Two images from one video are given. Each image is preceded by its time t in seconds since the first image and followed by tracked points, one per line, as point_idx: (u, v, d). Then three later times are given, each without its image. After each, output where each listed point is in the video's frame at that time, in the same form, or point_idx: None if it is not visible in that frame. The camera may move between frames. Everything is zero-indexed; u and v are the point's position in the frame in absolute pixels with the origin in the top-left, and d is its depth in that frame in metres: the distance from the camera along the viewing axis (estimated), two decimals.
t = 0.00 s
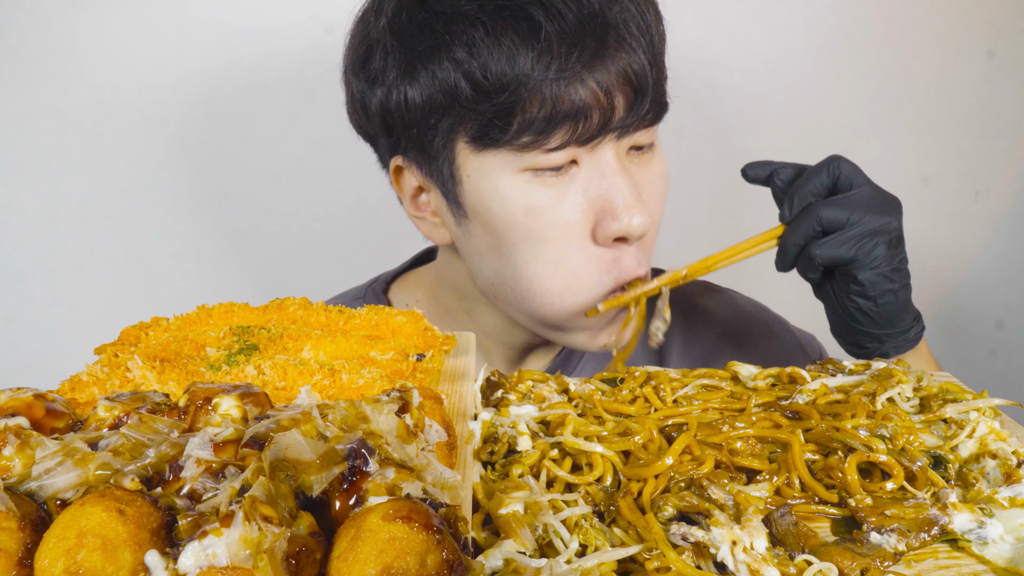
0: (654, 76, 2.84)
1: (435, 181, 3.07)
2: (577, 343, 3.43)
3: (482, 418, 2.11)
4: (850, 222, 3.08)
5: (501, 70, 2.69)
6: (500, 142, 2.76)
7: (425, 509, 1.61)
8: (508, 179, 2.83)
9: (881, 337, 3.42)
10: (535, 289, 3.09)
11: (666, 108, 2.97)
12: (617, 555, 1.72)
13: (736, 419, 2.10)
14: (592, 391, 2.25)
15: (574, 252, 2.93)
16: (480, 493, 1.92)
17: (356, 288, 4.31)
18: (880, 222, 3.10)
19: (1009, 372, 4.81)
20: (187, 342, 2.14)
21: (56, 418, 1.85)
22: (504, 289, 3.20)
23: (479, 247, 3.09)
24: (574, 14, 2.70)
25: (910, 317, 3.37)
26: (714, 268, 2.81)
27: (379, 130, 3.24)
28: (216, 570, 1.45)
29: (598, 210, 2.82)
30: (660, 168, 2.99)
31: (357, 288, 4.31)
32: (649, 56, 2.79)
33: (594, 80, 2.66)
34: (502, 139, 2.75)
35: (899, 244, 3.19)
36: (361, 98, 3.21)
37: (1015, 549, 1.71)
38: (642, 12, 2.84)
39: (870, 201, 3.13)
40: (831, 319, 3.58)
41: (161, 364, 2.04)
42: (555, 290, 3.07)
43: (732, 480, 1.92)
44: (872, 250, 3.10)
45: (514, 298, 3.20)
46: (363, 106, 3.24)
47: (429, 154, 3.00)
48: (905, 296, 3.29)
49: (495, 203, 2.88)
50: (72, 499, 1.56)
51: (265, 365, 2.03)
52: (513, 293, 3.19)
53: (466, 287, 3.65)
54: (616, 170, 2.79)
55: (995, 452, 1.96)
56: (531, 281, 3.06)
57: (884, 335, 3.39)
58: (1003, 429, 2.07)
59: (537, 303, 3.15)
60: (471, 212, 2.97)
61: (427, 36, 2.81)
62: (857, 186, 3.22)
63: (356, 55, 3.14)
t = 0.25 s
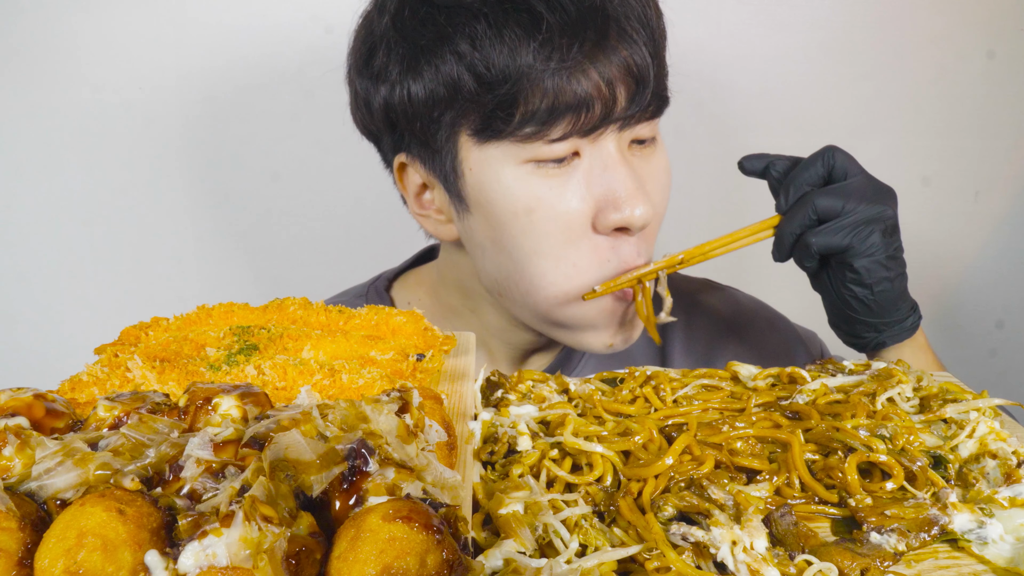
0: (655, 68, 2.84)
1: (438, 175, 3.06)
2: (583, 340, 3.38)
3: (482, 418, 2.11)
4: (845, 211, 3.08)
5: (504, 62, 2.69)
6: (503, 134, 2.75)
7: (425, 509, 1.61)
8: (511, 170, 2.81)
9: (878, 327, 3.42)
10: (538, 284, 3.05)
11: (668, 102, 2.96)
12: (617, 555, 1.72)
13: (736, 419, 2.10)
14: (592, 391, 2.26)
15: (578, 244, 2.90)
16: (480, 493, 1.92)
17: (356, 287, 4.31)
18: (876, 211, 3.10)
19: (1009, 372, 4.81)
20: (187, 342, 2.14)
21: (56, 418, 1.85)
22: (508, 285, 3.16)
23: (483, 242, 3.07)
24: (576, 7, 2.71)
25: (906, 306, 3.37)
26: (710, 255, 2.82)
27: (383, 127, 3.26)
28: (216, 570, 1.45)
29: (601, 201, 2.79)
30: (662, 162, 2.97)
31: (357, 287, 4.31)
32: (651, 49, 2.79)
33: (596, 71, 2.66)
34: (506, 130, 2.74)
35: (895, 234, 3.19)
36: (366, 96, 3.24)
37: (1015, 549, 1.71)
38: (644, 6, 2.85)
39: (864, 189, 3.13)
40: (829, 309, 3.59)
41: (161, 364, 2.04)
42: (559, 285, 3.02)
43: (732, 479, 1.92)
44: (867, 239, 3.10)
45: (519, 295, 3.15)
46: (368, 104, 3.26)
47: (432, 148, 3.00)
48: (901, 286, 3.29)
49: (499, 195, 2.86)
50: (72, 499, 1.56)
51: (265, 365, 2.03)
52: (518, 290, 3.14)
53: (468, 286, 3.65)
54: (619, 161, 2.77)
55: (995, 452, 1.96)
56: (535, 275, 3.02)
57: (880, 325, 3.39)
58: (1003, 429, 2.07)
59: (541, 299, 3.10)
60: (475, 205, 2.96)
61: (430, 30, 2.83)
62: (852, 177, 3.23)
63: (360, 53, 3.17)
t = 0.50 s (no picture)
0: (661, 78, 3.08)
1: (463, 170, 3.33)
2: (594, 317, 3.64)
3: (502, 395, 2.36)
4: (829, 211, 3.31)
5: (524, 69, 2.93)
6: (522, 132, 3.01)
7: (452, 477, 1.58)
8: (527, 164, 3.06)
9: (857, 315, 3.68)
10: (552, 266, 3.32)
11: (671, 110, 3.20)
12: (622, 517, 1.92)
13: (729, 396, 2.35)
14: (600, 371, 2.51)
15: (588, 233, 3.15)
16: (501, 463, 2.15)
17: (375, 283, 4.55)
18: (857, 210, 3.33)
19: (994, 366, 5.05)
20: (239, 328, 2.39)
21: (124, 395, 1.97)
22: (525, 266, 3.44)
23: (502, 229, 3.33)
24: (591, 20, 2.95)
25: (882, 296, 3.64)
26: (708, 249, 3.04)
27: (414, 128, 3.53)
28: (266, 532, 1.48)
29: (609, 194, 3.04)
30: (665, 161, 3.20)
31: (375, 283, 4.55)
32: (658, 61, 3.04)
33: (607, 79, 2.90)
34: (524, 129, 2.99)
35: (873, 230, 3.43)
36: (400, 101, 3.51)
37: (977, 512, 1.91)
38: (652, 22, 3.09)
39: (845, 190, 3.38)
40: (812, 298, 3.85)
41: (216, 347, 2.28)
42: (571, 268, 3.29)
43: (724, 450, 2.15)
44: (848, 236, 3.34)
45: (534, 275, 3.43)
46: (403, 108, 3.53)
47: (458, 147, 3.26)
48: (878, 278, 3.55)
49: (515, 186, 3.12)
50: (137, 468, 1.64)
51: (309, 348, 2.27)
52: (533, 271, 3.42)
53: (490, 273, 3.90)
54: (626, 159, 3.00)
55: (959, 425, 2.20)
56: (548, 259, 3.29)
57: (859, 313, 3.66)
58: (967, 405, 2.32)
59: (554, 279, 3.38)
60: (494, 196, 3.22)
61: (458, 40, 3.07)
62: (834, 180, 3.47)
63: (394, 61, 3.43)
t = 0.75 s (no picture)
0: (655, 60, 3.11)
1: (461, 153, 3.33)
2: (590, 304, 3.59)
3: (502, 395, 2.36)
4: (824, 197, 3.33)
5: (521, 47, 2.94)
6: (517, 109, 3.02)
7: (452, 477, 1.59)
8: (522, 141, 3.08)
9: (852, 304, 3.69)
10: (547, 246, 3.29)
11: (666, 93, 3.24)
12: (623, 517, 1.92)
13: (729, 396, 2.35)
14: (600, 371, 2.51)
15: (583, 210, 3.15)
16: (501, 463, 2.15)
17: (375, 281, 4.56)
18: (852, 197, 3.35)
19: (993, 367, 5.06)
20: (239, 329, 2.40)
21: (123, 395, 1.98)
22: (521, 249, 3.41)
23: (497, 209, 3.32)
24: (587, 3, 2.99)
25: (877, 286, 3.65)
26: (703, 231, 3.02)
27: (415, 116, 3.54)
28: (266, 532, 1.48)
29: (604, 169, 3.06)
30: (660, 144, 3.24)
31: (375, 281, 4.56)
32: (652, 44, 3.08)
33: (603, 59, 2.94)
34: (519, 105, 3.01)
35: (869, 219, 3.45)
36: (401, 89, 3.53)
37: (977, 512, 1.91)
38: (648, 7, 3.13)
39: (841, 177, 3.41)
40: (807, 288, 3.85)
41: (216, 347, 2.28)
42: (566, 248, 3.26)
43: (725, 450, 2.15)
44: (844, 223, 3.35)
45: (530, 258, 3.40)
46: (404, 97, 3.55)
47: (457, 130, 3.26)
48: (874, 267, 3.56)
49: (510, 164, 3.13)
50: (137, 469, 1.65)
51: (309, 348, 2.27)
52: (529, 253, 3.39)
53: (490, 268, 3.89)
54: (619, 136, 3.05)
55: (959, 425, 2.20)
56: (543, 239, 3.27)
57: (854, 302, 3.67)
58: (967, 406, 2.32)
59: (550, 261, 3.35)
60: (490, 175, 3.22)
61: (457, 22, 3.10)
62: (829, 169, 3.49)
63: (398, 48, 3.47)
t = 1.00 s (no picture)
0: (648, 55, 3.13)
1: (456, 147, 3.36)
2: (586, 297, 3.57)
3: (503, 395, 2.36)
4: (815, 193, 3.34)
5: (512, 40, 2.98)
6: (508, 101, 3.04)
7: (452, 477, 1.59)
8: (513, 132, 3.09)
9: (842, 303, 3.70)
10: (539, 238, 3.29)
11: (659, 88, 3.25)
12: (623, 517, 1.92)
13: (729, 396, 2.35)
14: (600, 370, 2.51)
15: (574, 202, 3.14)
16: (501, 463, 2.15)
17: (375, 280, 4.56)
18: (844, 194, 3.35)
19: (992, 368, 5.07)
20: (239, 328, 2.39)
21: (123, 395, 1.98)
22: (514, 241, 3.41)
23: (490, 202, 3.33)
24: None
25: (868, 285, 3.65)
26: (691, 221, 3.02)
27: (414, 113, 3.58)
28: (266, 532, 1.48)
29: (593, 160, 3.06)
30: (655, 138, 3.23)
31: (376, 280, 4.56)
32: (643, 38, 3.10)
33: (592, 51, 2.96)
34: (511, 98, 3.03)
35: (860, 216, 3.45)
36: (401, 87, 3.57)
37: (977, 511, 1.91)
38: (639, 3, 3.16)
39: (833, 175, 3.40)
40: (799, 285, 3.86)
41: (216, 347, 2.28)
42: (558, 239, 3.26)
43: (725, 450, 2.15)
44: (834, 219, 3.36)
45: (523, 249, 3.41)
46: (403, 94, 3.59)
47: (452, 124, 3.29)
48: (865, 265, 3.56)
49: (501, 155, 3.14)
50: (137, 469, 1.65)
51: (309, 348, 2.27)
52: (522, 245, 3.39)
53: (488, 264, 3.89)
54: (610, 128, 3.05)
55: (959, 425, 2.20)
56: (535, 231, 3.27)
57: (844, 300, 3.67)
58: (967, 406, 2.32)
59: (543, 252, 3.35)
60: (483, 167, 3.25)
61: (452, 17, 3.13)
62: (822, 166, 3.50)
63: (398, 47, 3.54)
